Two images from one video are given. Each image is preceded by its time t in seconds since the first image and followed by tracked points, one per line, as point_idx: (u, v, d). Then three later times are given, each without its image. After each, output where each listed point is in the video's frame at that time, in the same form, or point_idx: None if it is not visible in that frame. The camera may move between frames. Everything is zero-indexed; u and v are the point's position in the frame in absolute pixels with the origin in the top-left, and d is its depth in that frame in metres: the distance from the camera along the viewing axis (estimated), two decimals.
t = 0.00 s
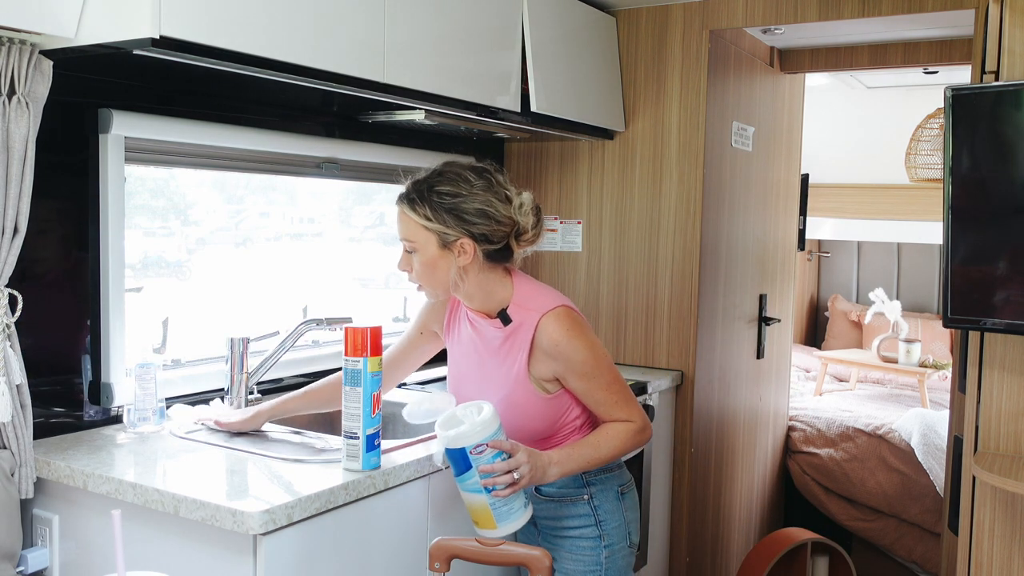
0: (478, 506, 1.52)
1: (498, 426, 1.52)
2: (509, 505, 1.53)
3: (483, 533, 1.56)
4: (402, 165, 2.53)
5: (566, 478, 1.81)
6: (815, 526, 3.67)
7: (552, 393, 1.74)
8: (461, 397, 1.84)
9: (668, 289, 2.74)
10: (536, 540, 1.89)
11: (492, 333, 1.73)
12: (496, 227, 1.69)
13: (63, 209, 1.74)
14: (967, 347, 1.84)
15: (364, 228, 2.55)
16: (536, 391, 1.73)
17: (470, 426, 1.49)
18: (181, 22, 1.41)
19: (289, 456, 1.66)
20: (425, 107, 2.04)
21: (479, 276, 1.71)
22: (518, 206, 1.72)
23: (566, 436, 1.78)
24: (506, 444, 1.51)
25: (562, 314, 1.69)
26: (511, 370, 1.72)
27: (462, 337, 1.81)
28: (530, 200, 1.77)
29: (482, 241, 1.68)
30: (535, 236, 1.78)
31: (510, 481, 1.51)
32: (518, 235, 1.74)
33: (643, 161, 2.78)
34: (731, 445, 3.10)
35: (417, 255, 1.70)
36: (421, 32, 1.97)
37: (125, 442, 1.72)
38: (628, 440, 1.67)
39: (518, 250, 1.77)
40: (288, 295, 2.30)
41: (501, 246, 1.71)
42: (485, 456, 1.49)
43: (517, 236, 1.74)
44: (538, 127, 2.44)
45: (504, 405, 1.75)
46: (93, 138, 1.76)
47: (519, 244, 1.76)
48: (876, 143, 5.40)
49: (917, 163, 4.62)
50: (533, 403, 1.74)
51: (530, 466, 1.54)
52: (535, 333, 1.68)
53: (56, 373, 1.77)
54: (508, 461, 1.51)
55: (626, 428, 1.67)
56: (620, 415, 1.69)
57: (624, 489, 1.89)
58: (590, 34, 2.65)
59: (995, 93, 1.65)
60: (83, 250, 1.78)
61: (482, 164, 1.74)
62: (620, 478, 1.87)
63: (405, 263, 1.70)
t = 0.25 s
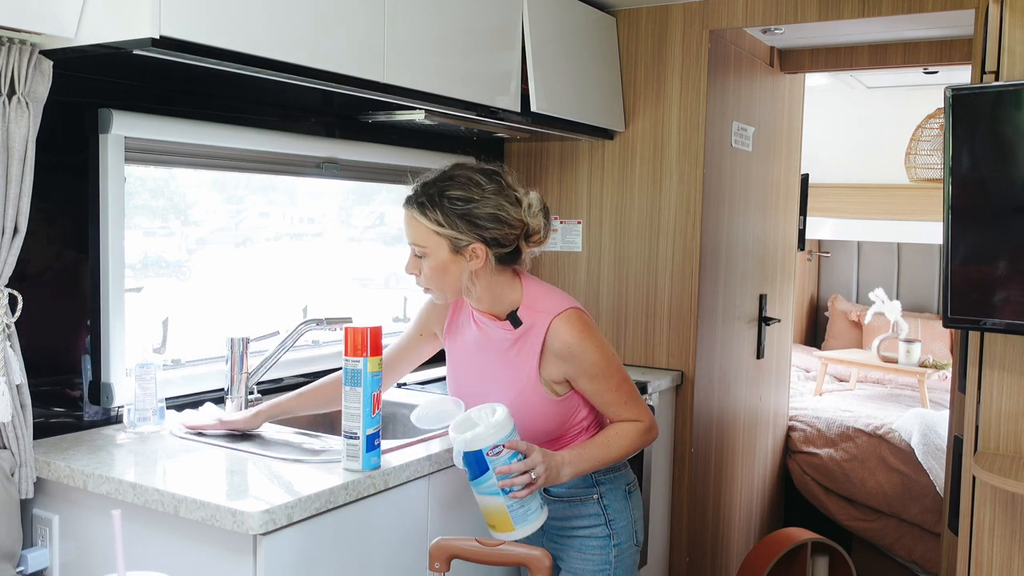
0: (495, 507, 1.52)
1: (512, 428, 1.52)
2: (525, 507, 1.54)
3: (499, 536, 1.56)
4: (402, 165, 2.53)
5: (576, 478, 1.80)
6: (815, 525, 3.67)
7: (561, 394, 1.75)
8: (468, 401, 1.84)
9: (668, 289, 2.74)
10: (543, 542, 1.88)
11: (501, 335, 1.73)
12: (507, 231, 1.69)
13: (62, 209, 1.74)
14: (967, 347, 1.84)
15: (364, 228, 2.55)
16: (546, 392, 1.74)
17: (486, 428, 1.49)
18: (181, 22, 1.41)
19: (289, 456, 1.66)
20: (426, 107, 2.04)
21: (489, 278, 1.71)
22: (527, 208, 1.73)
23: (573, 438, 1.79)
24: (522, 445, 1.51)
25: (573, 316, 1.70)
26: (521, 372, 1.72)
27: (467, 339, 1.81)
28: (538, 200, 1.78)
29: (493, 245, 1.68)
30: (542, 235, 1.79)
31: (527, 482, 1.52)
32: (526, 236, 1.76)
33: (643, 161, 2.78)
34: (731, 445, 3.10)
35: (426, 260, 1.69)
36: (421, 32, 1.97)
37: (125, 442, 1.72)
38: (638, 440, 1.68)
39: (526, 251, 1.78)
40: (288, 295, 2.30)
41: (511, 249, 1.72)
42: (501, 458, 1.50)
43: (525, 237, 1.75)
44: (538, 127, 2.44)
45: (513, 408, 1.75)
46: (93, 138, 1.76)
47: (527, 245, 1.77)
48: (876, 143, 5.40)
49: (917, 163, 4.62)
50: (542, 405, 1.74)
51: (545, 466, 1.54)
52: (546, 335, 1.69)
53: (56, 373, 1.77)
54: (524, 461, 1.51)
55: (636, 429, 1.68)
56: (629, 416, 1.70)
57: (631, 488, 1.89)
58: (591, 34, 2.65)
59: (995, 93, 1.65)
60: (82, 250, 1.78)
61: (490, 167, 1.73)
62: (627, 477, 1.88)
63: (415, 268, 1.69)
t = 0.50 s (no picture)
0: (487, 500, 1.52)
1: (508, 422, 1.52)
2: (517, 501, 1.54)
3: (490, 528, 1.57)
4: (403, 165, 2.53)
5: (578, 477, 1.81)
6: (815, 525, 3.67)
7: (561, 392, 1.74)
8: (471, 397, 1.84)
9: (668, 289, 2.74)
10: (545, 541, 1.89)
11: (503, 332, 1.73)
12: (510, 232, 1.69)
13: (62, 209, 1.74)
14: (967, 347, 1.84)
15: (364, 228, 2.55)
16: (545, 391, 1.73)
17: (481, 419, 1.50)
18: (181, 22, 1.41)
19: (289, 456, 1.66)
20: (426, 107, 2.04)
21: (491, 278, 1.72)
22: (529, 209, 1.73)
23: (574, 437, 1.78)
24: (516, 440, 1.51)
25: (573, 315, 1.69)
26: (521, 369, 1.72)
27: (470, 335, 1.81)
28: (540, 200, 1.78)
29: (496, 247, 1.68)
30: (542, 235, 1.79)
31: (519, 475, 1.52)
32: (529, 236, 1.76)
33: (643, 161, 2.78)
34: (731, 445, 3.10)
35: (429, 261, 1.69)
36: (421, 32, 1.97)
37: (125, 442, 1.72)
38: (636, 441, 1.67)
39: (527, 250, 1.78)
40: (288, 295, 2.30)
41: (514, 250, 1.72)
42: (494, 451, 1.50)
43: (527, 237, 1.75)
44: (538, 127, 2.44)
45: (514, 404, 1.75)
46: (93, 138, 1.76)
47: (529, 245, 1.77)
48: (876, 143, 5.40)
49: (917, 163, 4.62)
50: (542, 402, 1.74)
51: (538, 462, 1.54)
52: (546, 333, 1.69)
53: (56, 373, 1.77)
54: (517, 456, 1.52)
55: (635, 429, 1.67)
56: (629, 417, 1.69)
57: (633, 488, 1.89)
58: (591, 34, 2.65)
59: (995, 93, 1.65)
60: (82, 250, 1.78)
61: (493, 168, 1.73)
62: (630, 477, 1.88)
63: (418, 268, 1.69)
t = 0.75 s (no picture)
0: (467, 496, 1.52)
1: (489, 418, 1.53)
2: (498, 498, 1.53)
3: (472, 526, 1.56)
4: (403, 165, 2.53)
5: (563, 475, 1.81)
6: (815, 525, 3.68)
7: (547, 390, 1.74)
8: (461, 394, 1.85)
9: (669, 289, 2.74)
10: (538, 538, 1.90)
11: (490, 330, 1.73)
12: (503, 232, 1.69)
13: (62, 209, 1.74)
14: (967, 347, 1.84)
15: (364, 228, 2.55)
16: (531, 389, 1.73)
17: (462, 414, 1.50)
18: (180, 22, 1.41)
19: (289, 456, 1.66)
20: (425, 106, 2.04)
21: (485, 277, 1.72)
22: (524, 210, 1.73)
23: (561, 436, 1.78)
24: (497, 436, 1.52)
25: (557, 314, 1.68)
26: (506, 367, 1.72)
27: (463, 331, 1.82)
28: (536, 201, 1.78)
29: (488, 246, 1.69)
30: (537, 236, 1.79)
31: (500, 471, 1.52)
32: (523, 236, 1.76)
33: (643, 161, 2.78)
34: (732, 445, 3.10)
35: (422, 255, 1.72)
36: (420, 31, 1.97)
37: (125, 442, 1.72)
38: (621, 444, 1.66)
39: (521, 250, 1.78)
40: (288, 295, 2.30)
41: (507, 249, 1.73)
42: (474, 447, 1.50)
43: (519, 238, 1.76)
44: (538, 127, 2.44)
45: (499, 403, 1.75)
46: (93, 138, 1.76)
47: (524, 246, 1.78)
48: (876, 143, 5.40)
49: (917, 163, 4.62)
50: (529, 401, 1.74)
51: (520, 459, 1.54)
52: (530, 332, 1.68)
53: (56, 373, 1.77)
54: (497, 453, 1.52)
55: (620, 431, 1.66)
56: (614, 418, 1.68)
57: (624, 487, 1.88)
58: (591, 34, 2.65)
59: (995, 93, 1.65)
60: (82, 250, 1.78)
61: (490, 167, 1.73)
62: (619, 477, 1.87)
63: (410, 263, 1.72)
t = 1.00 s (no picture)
0: (505, 482, 1.52)
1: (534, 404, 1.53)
2: (534, 485, 1.54)
3: (504, 511, 1.57)
4: (402, 165, 2.53)
5: (593, 473, 1.81)
6: (815, 525, 3.68)
7: (589, 376, 1.75)
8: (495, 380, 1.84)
9: (668, 289, 2.74)
10: (545, 539, 1.89)
11: (540, 308, 1.76)
12: (556, 209, 1.73)
13: (62, 210, 1.74)
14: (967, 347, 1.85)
15: (364, 228, 2.55)
16: (575, 373, 1.75)
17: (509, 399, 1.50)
18: (180, 22, 1.41)
19: (289, 456, 1.66)
20: (426, 106, 2.04)
21: (535, 256, 1.76)
22: (575, 192, 1.77)
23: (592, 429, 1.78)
24: (540, 423, 1.52)
25: (609, 298, 1.72)
26: (554, 347, 1.74)
27: (503, 314, 1.84)
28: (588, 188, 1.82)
29: (542, 222, 1.72)
30: (589, 223, 1.83)
31: (539, 458, 1.52)
32: (574, 220, 1.79)
33: (643, 161, 2.78)
34: (732, 444, 3.10)
35: (475, 234, 1.72)
36: (420, 32, 1.97)
37: (124, 442, 1.72)
38: (656, 439, 1.66)
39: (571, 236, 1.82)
40: (288, 295, 2.30)
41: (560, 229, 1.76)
42: (519, 432, 1.50)
43: (572, 223, 1.79)
44: (538, 127, 2.44)
45: (540, 387, 1.76)
46: (93, 138, 1.76)
47: (575, 231, 1.81)
48: (876, 143, 5.40)
49: (917, 163, 4.62)
50: (569, 387, 1.75)
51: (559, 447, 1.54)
52: (582, 312, 1.72)
53: (56, 373, 1.77)
54: (540, 439, 1.52)
55: (657, 426, 1.67)
56: (653, 413, 1.69)
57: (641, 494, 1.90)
58: (591, 34, 2.66)
59: (995, 93, 1.65)
60: (82, 250, 1.78)
61: (545, 149, 1.79)
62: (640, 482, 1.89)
63: (463, 240, 1.72)
